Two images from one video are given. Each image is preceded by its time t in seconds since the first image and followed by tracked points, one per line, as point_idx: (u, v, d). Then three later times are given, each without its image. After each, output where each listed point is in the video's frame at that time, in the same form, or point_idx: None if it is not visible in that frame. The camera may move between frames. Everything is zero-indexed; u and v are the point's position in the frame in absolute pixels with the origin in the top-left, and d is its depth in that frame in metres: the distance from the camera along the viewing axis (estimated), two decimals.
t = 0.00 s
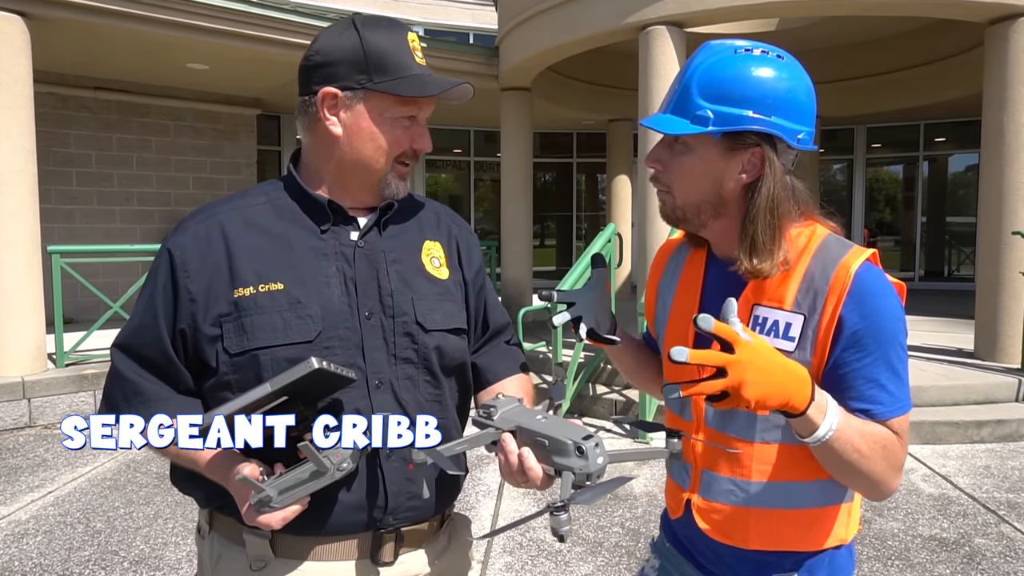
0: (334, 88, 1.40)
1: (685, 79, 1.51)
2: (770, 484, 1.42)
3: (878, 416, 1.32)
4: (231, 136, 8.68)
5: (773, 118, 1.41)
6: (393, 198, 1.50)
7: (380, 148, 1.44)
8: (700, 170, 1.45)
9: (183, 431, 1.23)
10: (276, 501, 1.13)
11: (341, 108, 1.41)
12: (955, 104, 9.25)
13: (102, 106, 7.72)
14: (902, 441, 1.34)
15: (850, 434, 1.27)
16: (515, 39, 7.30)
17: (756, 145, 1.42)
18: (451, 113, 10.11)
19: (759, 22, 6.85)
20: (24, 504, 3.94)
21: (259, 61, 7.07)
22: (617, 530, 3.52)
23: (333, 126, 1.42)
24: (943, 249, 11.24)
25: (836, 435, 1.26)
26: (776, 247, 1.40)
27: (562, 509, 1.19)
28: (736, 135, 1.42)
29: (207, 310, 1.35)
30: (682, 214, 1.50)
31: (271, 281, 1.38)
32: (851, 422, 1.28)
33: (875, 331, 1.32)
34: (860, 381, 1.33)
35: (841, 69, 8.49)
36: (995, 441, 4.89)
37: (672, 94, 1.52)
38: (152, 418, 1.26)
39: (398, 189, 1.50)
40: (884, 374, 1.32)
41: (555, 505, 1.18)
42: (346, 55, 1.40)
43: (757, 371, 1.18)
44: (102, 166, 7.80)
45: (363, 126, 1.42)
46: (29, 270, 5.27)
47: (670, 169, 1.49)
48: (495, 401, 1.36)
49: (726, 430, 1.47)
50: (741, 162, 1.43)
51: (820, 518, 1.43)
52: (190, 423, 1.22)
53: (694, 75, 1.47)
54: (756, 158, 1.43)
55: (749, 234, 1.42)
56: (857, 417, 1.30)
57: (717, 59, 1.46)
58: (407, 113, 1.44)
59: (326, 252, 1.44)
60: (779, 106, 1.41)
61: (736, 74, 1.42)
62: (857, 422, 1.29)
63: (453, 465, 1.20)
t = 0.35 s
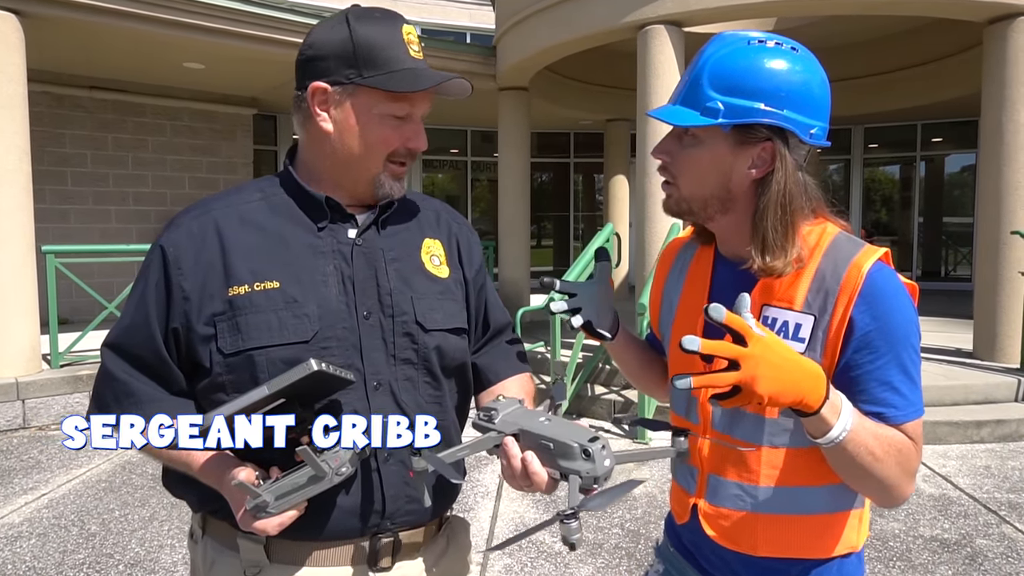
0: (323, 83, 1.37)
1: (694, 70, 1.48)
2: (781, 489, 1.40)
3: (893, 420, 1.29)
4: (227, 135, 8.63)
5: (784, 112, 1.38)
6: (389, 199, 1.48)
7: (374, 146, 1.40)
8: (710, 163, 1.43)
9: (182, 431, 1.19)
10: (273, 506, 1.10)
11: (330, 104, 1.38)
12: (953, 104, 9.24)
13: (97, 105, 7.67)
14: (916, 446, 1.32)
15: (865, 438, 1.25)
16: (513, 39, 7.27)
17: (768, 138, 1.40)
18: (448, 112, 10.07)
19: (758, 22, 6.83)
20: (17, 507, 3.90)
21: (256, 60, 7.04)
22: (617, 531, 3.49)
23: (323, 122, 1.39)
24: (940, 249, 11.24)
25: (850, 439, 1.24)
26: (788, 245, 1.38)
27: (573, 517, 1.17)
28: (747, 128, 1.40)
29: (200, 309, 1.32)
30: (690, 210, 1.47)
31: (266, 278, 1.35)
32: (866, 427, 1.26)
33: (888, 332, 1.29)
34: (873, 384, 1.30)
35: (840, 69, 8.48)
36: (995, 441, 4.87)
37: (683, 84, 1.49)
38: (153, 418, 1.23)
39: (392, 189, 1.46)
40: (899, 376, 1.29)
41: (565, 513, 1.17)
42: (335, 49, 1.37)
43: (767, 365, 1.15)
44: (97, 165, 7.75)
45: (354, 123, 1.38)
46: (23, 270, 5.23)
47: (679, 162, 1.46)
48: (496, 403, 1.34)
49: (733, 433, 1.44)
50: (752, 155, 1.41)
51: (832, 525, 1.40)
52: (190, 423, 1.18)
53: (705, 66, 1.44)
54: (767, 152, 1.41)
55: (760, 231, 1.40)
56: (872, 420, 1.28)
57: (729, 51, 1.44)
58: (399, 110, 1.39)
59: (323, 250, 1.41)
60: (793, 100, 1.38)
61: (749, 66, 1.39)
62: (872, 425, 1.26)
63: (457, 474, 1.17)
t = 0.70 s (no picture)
0: (311, 89, 1.36)
1: (706, 68, 1.47)
2: (793, 492, 1.38)
3: (908, 422, 1.28)
4: (223, 135, 8.60)
5: (795, 114, 1.37)
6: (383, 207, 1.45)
7: (366, 154, 1.38)
8: (720, 163, 1.41)
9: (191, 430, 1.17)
10: (264, 513, 1.09)
11: (316, 111, 1.37)
12: (950, 104, 9.24)
13: (93, 105, 7.63)
14: (930, 447, 1.31)
15: (882, 440, 1.24)
16: (511, 38, 7.25)
17: (780, 139, 1.39)
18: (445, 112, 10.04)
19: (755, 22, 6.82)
20: (13, 509, 3.87)
21: (252, 60, 7.01)
22: (616, 532, 3.48)
23: (310, 129, 1.39)
24: (937, 249, 11.24)
25: (867, 441, 1.23)
26: (799, 246, 1.37)
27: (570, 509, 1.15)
28: (759, 128, 1.39)
29: (195, 313, 1.30)
30: (698, 212, 1.46)
31: (262, 282, 1.33)
32: (883, 428, 1.25)
33: (899, 333, 1.28)
34: (886, 386, 1.29)
35: (838, 69, 8.47)
36: (993, 441, 4.87)
37: (694, 82, 1.48)
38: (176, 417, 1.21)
39: (385, 199, 1.43)
40: (912, 378, 1.28)
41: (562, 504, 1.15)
42: (321, 52, 1.35)
43: (788, 367, 1.14)
44: (92, 165, 7.71)
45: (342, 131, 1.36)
46: (18, 271, 5.19)
47: (689, 161, 1.45)
48: (498, 401, 1.32)
49: (742, 437, 1.43)
50: (763, 157, 1.40)
51: (842, 528, 1.39)
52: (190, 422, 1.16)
53: (718, 64, 1.43)
54: (779, 154, 1.40)
55: (772, 232, 1.38)
56: (888, 422, 1.26)
57: (740, 49, 1.42)
58: (387, 118, 1.36)
59: (321, 253, 1.39)
60: (805, 99, 1.37)
61: (761, 67, 1.38)
62: (889, 427, 1.25)
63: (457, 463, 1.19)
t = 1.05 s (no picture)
0: (326, 87, 1.35)
1: (706, 70, 1.46)
2: (794, 493, 1.38)
3: (910, 421, 1.28)
4: (220, 136, 8.59)
5: (797, 115, 1.37)
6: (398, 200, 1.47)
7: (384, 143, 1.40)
8: (721, 165, 1.41)
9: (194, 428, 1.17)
10: (255, 512, 1.05)
11: (336, 107, 1.37)
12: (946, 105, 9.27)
13: (89, 105, 7.61)
14: (932, 446, 1.30)
15: (885, 439, 1.23)
16: (508, 39, 7.25)
17: (780, 141, 1.39)
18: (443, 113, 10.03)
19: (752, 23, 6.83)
20: (9, 511, 3.85)
21: (249, 60, 6.99)
22: (615, 534, 3.47)
23: (331, 127, 1.38)
24: (933, 250, 11.28)
25: (871, 440, 1.22)
26: (800, 247, 1.37)
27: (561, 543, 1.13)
28: (758, 129, 1.38)
29: (194, 318, 1.29)
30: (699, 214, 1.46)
31: (262, 284, 1.32)
32: (886, 428, 1.24)
33: (900, 333, 1.28)
34: (886, 385, 1.29)
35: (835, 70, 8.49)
36: (990, 441, 4.87)
37: (693, 84, 1.48)
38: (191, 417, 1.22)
39: (405, 188, 1.47)
40: (912, 377, 1.28)
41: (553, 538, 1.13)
42: (333, 49, 1.35)
43: (794, 365, 1.14)
44: (88, 166, 7.68)
45: (364, 124, 1.38)
46: (14, 272, 5.16)
47: (690, 162, 1.45)
48: (496, 410, 1.31)
49: (744, 438, 1.43)
50: (764, 159, 1.40)
51: (843, 528, 1.39)
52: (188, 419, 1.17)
53: (719, 67, 1.42)
54: (779, 155, 1.40)
55: (774, 233, 1.38)
56: (891, 421, 1.26)
57: (742, 52, 1.42)
58: (407, 104, 1.41)
59: (320, 254, 1.39)
60: (805, 102, 1.37)
61: (763, 69, 1.38)
62: (892, 427, 1.25)
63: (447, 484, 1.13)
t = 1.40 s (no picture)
0: (336, 92, 1.36)
1: (705, 73, 1.47)
2: (790, 490, 1.39)
3: (904, 416, 1.28)
4: (217, 137, 8.58)
5: (795, 119, 1.38)
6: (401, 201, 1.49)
7: (392, 148, 1.42)
8: (719, 166, 1.42)
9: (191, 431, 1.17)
10: (234, 515, 1.07)
11: (344, 111, 1.37)
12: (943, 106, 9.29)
13: (85, 106, 7.59)
14: (926, 442, 1.31)
15: (879, 433, 1.24)
16: (506, 40, 7.25)
17: (778, 143, 1.40)
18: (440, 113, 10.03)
19: (749, 24, 6.84)
20: (6, 513, 3.84)
21: (246, 61, 6.98)
22: (613, 534, 3.47)
23: (338, 131, 1.39)
24: (929, 251, 11.32)
25: (865, 433, 1.23)
26: (795, 247, 1.38)
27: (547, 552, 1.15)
28: (757, 131, 1.39)
29: (196, 322, 1.29)
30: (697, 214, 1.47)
31: (264, 287, 1.32)
32: (881, 422, 1.25)
33: (893, 330, 1.29)
34: (880, 382, 1.30)
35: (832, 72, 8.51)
36: (986, 441, 4.89)
37: (693, 87, 1.48)
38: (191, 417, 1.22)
39: (407, 191, 1.49)
40: (905, 374, 1.29)
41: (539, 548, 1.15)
42: (342, 53, 1.35)
43: (786, 352, 1.14)
44: (85, 167, 7.67)
45: (372, 128, 1.39)
46: (11, 272, 5.15)
47: (689, 163, 1.45)
48: (490, 417, 1.30)
49: (740, 435, 1.44)
50: (761, 160, 1.41)
51: (839, 525, 1.39)
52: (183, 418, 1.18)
53: (718, 70, 1.43)
54: (776, 156, 1.41)
55: (769, 232, 1.39)
56: (885, 417, 1.27)
57: (741, 56, 1.43)
58: (414, 107, 1.42)
59: (322, 256, 1.39)
60: (803, 105, 1.38)
61: (762, 73, 1.38)
62: (886, 422, 1.26)
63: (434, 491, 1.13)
